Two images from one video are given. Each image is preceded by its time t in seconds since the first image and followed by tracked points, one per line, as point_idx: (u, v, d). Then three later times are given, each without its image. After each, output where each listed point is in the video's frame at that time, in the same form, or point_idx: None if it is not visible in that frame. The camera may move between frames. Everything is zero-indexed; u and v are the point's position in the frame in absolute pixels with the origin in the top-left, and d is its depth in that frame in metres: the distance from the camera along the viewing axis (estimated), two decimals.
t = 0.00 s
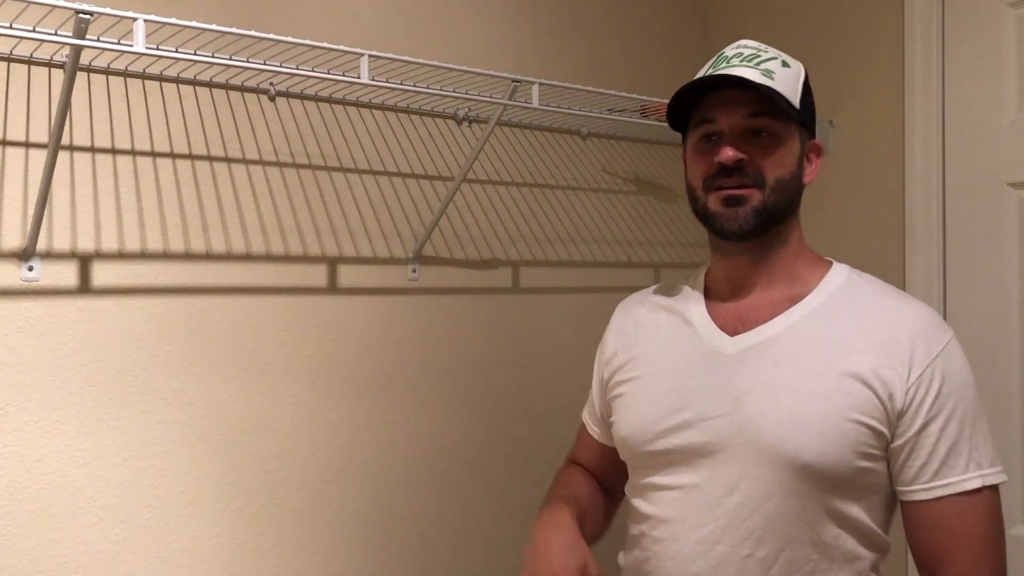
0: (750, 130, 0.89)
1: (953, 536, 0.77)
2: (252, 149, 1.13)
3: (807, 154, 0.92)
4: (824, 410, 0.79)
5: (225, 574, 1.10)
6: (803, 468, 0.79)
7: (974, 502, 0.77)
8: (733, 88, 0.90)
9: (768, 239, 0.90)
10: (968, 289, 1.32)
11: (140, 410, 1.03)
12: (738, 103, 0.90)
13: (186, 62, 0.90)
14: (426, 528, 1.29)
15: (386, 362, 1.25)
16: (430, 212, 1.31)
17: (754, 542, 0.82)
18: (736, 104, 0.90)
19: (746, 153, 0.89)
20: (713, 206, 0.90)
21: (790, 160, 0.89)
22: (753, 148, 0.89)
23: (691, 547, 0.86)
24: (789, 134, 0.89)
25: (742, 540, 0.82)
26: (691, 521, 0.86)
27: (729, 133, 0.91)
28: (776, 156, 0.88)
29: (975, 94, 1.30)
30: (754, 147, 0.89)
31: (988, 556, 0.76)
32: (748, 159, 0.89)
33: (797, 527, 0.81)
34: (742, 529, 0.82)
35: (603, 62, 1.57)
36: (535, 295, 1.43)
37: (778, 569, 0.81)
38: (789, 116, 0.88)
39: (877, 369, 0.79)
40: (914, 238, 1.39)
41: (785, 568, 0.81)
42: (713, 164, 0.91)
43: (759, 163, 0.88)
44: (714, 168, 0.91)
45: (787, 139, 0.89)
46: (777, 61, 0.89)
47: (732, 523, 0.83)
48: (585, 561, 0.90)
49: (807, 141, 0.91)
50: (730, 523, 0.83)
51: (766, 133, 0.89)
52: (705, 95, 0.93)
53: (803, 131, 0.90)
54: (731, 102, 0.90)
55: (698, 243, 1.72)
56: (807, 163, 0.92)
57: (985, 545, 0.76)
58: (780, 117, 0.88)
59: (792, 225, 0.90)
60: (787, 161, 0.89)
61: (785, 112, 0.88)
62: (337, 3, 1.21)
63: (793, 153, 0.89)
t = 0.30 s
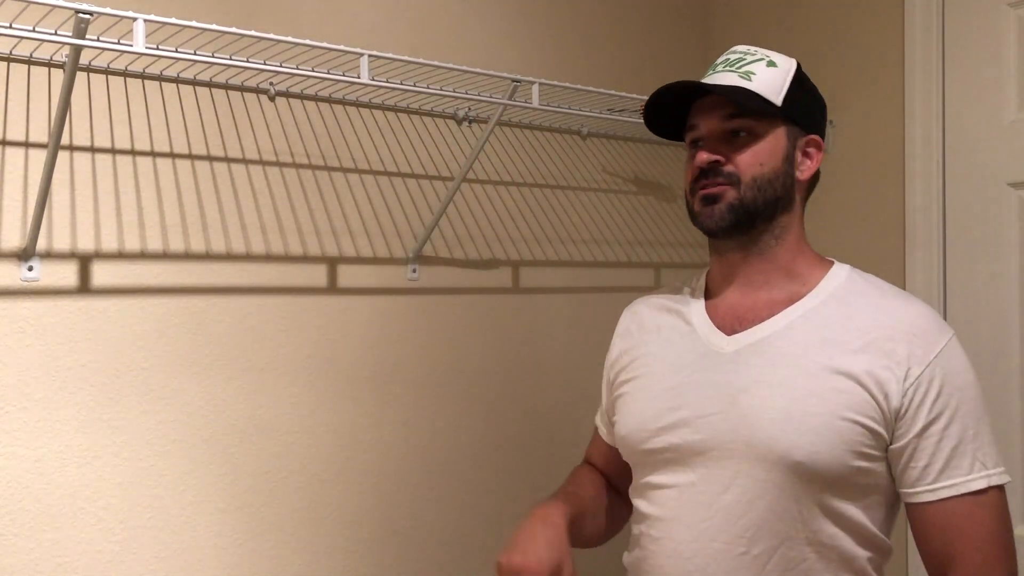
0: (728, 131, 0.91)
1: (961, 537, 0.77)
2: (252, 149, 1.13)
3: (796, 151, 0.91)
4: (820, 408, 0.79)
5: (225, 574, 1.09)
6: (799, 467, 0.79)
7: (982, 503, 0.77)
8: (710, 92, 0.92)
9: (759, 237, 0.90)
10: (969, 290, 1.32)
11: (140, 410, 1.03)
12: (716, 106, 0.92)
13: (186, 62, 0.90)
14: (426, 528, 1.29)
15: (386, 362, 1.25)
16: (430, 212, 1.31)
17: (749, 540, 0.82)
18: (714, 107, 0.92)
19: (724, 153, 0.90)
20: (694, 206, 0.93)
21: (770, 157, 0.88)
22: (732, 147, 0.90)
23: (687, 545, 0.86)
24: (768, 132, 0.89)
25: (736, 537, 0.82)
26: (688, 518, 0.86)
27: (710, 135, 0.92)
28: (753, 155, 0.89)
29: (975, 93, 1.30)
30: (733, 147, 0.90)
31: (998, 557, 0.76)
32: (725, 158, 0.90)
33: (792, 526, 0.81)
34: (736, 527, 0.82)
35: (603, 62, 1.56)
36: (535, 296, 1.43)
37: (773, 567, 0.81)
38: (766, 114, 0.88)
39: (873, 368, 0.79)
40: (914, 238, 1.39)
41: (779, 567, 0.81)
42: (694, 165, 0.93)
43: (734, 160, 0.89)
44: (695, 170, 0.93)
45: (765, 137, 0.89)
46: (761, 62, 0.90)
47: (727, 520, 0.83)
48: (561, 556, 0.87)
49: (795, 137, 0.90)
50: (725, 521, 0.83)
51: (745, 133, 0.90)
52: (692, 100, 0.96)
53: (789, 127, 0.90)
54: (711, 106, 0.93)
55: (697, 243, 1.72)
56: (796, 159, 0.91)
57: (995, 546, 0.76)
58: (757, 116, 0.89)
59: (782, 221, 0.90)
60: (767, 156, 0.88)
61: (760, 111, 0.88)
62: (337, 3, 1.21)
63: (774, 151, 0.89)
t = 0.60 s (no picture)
0: (702, 135, 0.93)
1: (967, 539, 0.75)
2: (252, 149, 1.13)
3: (773, 145, 0.89)
4: (816, 411, 0.79)
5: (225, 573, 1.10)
6: (795, 471, 0.79)
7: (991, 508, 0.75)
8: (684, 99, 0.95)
9: (748, 238, 0.91)
10: (968, 290, 1.32)
11: (140, 410, 1.03)
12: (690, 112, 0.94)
13: (186, 62, 0.90)
14: (426, 528, 1.29)
15: (386, 361, 1.25)
16: (430, 212, 1.31)
17: (740, 539, 0.82)
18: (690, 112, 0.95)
19: (697, 157, 0.93)
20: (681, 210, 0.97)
21: (738, 156, 0.89)
22: (705, 151, 0.92)
23: (681, 543, 0.87)
24: (736, 132, 0.89)
25: (727, 536, 0.83)
26: (682, 517, 0.87)
27: (689, 140, 0.95)
28: (721, 156, 0.90)
29: (975, 93, 1.30)
30: (705, 150, 0.92)
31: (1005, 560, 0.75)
32: (697, 162, 0.93)
33: (783, 526, 0.81)
34: (727, 526, 0.83)
35: (603, 62, 1.56)
36: (534, 296, 1.43)
37: (764, 568, 0.82)
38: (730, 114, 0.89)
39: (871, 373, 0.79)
40: (914, 238, 1.39)
41: (771, 567, 0.81)
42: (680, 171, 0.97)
43: (705, 163, 0.91)
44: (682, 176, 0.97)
45: (733, 137, 0.90)
46: (741, 65, 0.93)
47: (718, 520, 0.84)
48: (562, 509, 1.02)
49: (770, 132, 0.89)
50: (717, 520, 0.84)
51: (716, 135, 0.91)
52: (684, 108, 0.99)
53: (762, 123, 0.89)
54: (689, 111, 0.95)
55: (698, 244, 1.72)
56: (776, 154, 0.89)
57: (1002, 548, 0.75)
58: (724, 116, 0.90)
59: (766, 221, 0.90)
60: (737, 157, 0.89)
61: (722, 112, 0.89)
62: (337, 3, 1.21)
63: (743, 149, 0.89)
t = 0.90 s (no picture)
0: (712, 141, 0.94)
1: (895, 501, 0.66)
2: (253, 149, 1.13)
3: (773, 146, 0.87)
4: (792, 406, 0.79)
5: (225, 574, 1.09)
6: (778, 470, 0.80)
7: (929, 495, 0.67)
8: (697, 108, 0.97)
9: (760, 241, 0.91)
10: (968, 290, 1.32)
11: (140, 410, 1.03)
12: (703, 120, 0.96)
13: (186, 61, 0.90)
14: (426, 527, 1.29)
15: (386, 361, 1.25)
16: (430, 212, 1.31)
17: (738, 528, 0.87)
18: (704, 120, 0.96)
19: (707, 164, 0.95)
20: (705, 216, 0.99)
21: (737, 161, 0.89)
22: (713, 157, 0.94)
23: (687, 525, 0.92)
24: (738, 137, 0.90)
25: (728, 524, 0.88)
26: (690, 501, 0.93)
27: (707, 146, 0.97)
28: (723, 162, 0.91)
29: (975, 93, 1.30)
30: (714, 156, 0.94)
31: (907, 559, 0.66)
32: (706, 169, 0.95)
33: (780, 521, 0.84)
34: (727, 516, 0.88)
35: (603, 62, 1.57)
36: (534, 296, 1.43)
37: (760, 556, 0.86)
38: (727, 122, 0.90)
39: (852, 370, 0.77)
40: (914, 238, 1.39)
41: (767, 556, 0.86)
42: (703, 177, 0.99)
43: (709, 171, 0.93)
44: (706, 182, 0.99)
45: (735, 143, 0.90)
46: (747, 70, 0.92)
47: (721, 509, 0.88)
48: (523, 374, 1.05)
49: (769, 133, 0.87)
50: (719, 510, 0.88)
51: (721, 141, 0.92)
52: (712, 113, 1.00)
53: (760, 125, 0.88)
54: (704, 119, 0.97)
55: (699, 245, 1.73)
56: (776, 154, 0.87)
57: (914, 548, 0.66)
58: (724, 123, 0.91)
59: (772, 224, 0.89)
60: (735, 162, 0.90)
61: (719, 120, 0.90)
62: (337, 3, 1.21)
63: (742, 153, 0.89)
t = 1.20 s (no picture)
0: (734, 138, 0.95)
1: (822, 497, 0.68)
2: (253, 149, 1.13)
3: (783, 145, 0.87)
4: (764, 404, 0.82)
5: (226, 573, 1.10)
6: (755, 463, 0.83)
7: (859, 499, 0.68)
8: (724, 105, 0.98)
9: (767, 240, 0.92)
10: (969, 290, 1.32)
11: (140, 410, 1.03)
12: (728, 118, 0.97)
13: (186, 61, 0.90)
14: (428, 527, 1.29)
15: (387, 361, 1.25)
16: (430, 212, 1.31)
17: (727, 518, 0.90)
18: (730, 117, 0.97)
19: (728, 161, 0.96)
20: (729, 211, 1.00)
21: (749, 159, 0.90)
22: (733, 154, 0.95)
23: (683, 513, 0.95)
24: (754, 135, 0.90)
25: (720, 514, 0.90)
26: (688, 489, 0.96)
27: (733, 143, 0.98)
28: (739, 159, 0.92)
29: (975, 93, 1.30)
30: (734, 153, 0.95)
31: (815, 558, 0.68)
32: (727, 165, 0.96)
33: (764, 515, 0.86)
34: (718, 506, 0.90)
35: (603, 62, 1.57)
36: (534, 295, 1.43)
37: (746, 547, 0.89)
38: (744, 121, 0.91)
39: (823, 371, 0.78)
40: (914, 238, 1.39)
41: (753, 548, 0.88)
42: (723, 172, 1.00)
43: (727, 169, 0.95)
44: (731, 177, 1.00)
45: (750, 141, 0.91)
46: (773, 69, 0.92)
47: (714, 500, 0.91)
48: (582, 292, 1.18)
49: (781, 132, 0.87)
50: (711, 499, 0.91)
51: (741, 139, 0.93)
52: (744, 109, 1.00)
53: (772, 124, 0.88)
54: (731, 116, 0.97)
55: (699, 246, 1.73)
56: (783, 153, 0.87)
57: (830, 551, 0.68)
58: (743, 121, 0.91)
59: (778, 224, 0.89)
60: (747, 161, 0.91)
61: (736, 119, 0.91)
62: (337, 3, 1.21)
63: (755, 151, 0.90)
